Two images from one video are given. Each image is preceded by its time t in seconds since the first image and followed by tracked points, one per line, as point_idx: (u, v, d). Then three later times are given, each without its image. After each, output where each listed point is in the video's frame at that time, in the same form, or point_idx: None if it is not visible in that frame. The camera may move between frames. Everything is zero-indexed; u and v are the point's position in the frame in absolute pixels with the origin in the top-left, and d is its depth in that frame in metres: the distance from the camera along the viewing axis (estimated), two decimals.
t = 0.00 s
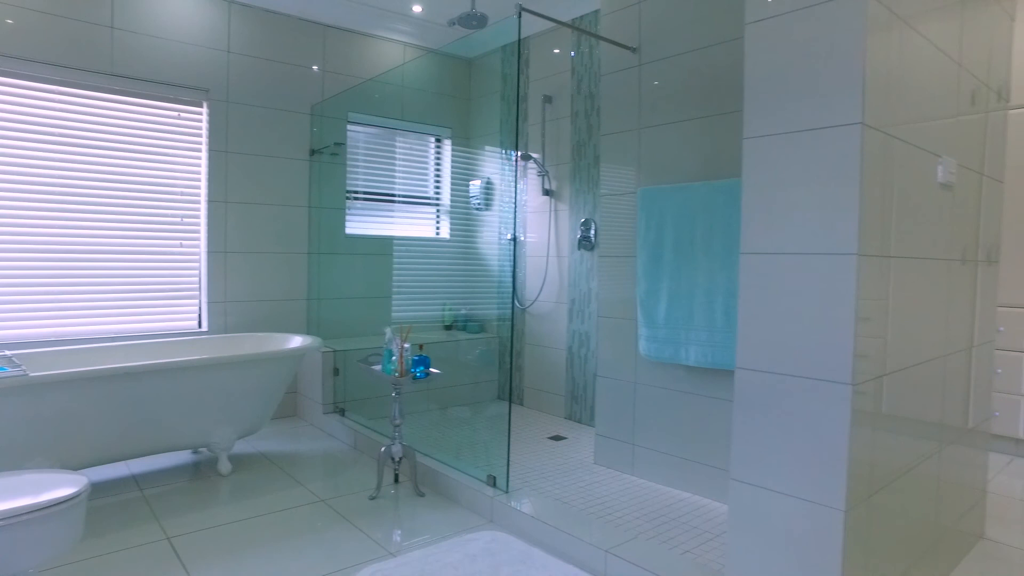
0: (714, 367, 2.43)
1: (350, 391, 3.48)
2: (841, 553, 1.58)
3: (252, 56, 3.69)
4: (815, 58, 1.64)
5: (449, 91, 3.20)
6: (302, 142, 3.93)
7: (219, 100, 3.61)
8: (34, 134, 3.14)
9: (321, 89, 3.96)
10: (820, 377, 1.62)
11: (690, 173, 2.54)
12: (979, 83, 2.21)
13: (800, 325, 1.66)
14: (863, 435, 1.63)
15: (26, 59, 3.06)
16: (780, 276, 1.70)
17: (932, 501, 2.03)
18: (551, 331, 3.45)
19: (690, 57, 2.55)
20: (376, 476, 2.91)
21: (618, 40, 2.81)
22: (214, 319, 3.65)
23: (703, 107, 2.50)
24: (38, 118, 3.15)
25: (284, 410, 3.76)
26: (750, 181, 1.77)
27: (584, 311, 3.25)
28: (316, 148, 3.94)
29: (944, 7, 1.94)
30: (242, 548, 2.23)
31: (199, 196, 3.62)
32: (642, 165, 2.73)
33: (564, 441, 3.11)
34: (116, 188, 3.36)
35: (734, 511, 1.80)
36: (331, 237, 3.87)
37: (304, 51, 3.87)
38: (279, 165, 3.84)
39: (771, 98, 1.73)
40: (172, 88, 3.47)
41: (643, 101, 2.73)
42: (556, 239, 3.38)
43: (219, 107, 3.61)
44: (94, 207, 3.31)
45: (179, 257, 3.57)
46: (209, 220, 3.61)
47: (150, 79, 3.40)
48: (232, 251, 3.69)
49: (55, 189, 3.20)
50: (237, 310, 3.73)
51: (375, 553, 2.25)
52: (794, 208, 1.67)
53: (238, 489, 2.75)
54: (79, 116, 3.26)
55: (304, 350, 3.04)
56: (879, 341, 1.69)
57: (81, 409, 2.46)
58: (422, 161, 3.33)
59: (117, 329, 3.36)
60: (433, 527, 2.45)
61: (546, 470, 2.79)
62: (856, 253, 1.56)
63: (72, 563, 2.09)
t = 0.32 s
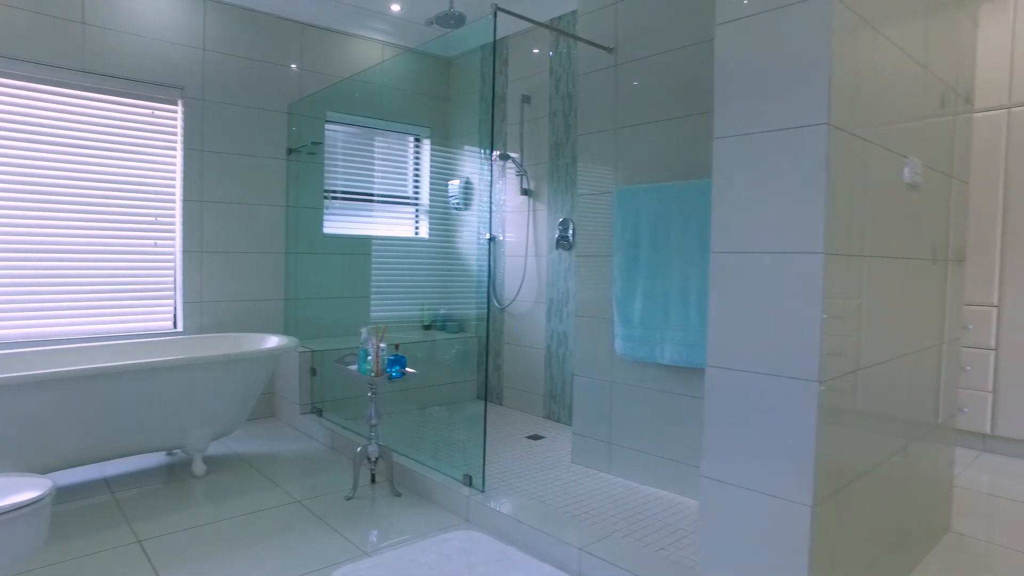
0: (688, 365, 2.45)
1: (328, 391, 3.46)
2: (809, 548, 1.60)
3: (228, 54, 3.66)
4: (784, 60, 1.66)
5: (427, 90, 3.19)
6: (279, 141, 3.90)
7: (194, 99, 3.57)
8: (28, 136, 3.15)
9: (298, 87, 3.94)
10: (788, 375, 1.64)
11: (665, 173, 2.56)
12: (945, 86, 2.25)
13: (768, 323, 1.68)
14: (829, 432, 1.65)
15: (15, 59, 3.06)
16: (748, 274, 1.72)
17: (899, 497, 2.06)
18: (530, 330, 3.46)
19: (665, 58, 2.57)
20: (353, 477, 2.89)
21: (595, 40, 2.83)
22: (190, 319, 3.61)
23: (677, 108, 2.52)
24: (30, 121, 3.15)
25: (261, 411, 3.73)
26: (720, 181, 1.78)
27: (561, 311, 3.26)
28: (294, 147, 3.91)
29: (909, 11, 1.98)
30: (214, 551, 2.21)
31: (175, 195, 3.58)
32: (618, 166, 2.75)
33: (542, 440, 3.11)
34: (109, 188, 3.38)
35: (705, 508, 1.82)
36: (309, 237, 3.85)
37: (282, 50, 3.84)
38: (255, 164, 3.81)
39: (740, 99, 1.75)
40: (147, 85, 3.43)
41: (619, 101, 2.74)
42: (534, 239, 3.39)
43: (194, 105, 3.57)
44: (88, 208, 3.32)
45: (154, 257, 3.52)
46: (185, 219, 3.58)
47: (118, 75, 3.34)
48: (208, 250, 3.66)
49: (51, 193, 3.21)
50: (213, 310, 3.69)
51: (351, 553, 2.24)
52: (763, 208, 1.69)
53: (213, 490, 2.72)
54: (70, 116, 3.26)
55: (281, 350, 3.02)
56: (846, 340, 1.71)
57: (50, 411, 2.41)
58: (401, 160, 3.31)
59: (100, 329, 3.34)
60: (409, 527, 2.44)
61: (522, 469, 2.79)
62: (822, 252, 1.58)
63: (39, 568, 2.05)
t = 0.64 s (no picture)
0: (663, 364, 2.46)
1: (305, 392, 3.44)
2: (776, 544, 1.62)
3: (204, 51, 3.62)
4: (751, 61, 1.68)
5: (406, 89, 3.19)
6: (256, 140, 3.87)
7: (168, 96, 3.53)
8: (21, 135, 3.15)
9: (276, 87, 3.91)
10: (756, 372, 1.66)
11: (640, 173, 2.58)
12: (912, 89, 2.29)
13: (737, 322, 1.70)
14: (797, 428, 1.67)
15: (7, 59, 3.05)
16: (718, 273, 1.74)
17: (866, 492, 2.10)
18: (508, 330, 3.46)
19: (640, 59, 2.59)
20: (329, 477, 2.88)
21: (571, 41, 2.84)
22: (164, 320, 3.57)
23: (652, 108, 2.54)
24: (22, 121, 3.15)
25: (236, 411, 3.69)
26: (690, 180, 1.80)
27: (539, 310, 3.27)
28: (270, 145, 3.88)
29: (874, 14, 2.01)
30: (186, 553, 2.18)
31: (148, 194, 3.54)
32: (594, 166, 2.76)
33: (520, 440, 3.12)
34: (100, 187, 3.38)
35: (677, 506, 1.83)
36: (286, 236, 3.82)
37: (258, 48, 3.82)
38: (231, 163, 3.78)
39: (708, 99, 1.77)
40: (120, 83, 3.38)
41: (594, 102, 2.76)
42: (512, 239, 3.39)
43: (168, 103, 3.53)
44: (80, 207, 3.33)
45: (128, 256, 3.47)
46: (159, 219, 3.53)
47: (91, 72, 3.29)
48: (183, 250, 3.62)
49: (44, 193, 3.22)
50: (188, 310, 3.65)
51: (324, 554, 2.23)
52: (731, 208, 1.71)
53: (187, 492, 2.69)
54: (61, 115, 3.26)
55: (257, 350, 3.00)
56: (812, 337, 1.74)
57: (17, 413, 2.37)
58: (379, 160, 3.30)
59: (84, 329, 3.32)
60: (384, 527, 2.44)
61: (499, 468, 2.80)
62: (789, 251, 1.60)
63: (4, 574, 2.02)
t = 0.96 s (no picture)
0: (636, 363, 2.48)
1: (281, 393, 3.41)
2: (743, 540, 1.64)
3: (177, 49, 3.58)
4: (719, 63, 1.70)
5: (383, 89, 3.18)
6: (231, 138, 3.84)
7: (139, 94, 3.48)
8: (10, 135, 3.14)
9: (251, 85, 3.88)
10: (725, 370, 1.68)
11: (615, 174, 2.59)
12: (879, 91, 2.32)
13: (706, 320, 1.71)
14: (764, 425, 1.69)
15: None
16: (686, 273, 1.75)
17: (834, 489, 2.13)
18: (486, 330, 3.46)
19: (614, 60, 2.61)
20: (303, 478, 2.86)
21: (547, 41, 2.85)
22: (137, 320, 3.52)
23: (625, 109, 2.56)
24: (12, 121, 3.14)
25: (211, 413, 3.65)
26: (659, 180, 1.82)
27: (516, 310, 3.28)
28: (246, 144, 3.85)
29: (840, 18, 2.04)
30: (156, 556, 2.16)
31: (119, 193, 3.49)
32: (569, 165, 2.77)
33: (498, 439, 3.12)
34: (87, 187, 3.38)
35: (647, 503, 1.84)
36: (262, 236, 3.79)
37: (234, 46, 3.78)
38: (205, 162, 3.73)
39: (677, 100, 1.78)
40: (91, 79, 3.33)
41: (570, 102, 2.77)
42: (490, 239, 3.39)
43: (140, 101, 3.48)
44: (67, 207, 3.33)
45: (100, 256, 3.42)
46: (130, 218, 3.48)
47: (61, 69, 3.23)
48: (156, 250, 3.57)
49: (32, 194, 3.21)
50: (162, 311, 3.60)
51: (297, 555, 2.21)
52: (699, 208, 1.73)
53: (158, 495, 2.66)
54: (51, 115, 3.26)
55: (231, 350, 2.97)
56: (780, 336, 1.76)
57: None
58: (357, 159, 3.29)
59: (53, 330, 3.26)
60: (359, 528, 2.43)
61: (476, 468, 2.80)
62: (756, 251, 1.62)
63: None
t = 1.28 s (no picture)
0: (611, 363, 2.50)
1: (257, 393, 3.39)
2: (712, 537, 1.66)
3: (152, 47, 3.54)
4: (688, 64, 1.71)
5: (361, 88, 3.18)
6: (207, 137, 3.80)
7: (111, 92, 3.43)
8: None
9: (228, 84, 3.85)
10: (693, 369, 1.69)
11: (591, 174, 2.61)
12: (849, 93, 2.35)
13: (676, 319, 1.73)
14: (733, 422, 1.71)
15: None
16: (656, 272, 1.77)
17: (804, 485, 2.16)
18: (465, 330, 3.46)
19: (589, 60, 2.62)
20: (278, 479, 2.84)
21: (524, 41, 2.85)
22: (110, 321, 3.48)
23: (600, 109, 2.57)
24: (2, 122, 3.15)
25: (186, 414, 3.62)
26: (630, 180, 1.83)
27: (495, 309, 3.28)
28: (222, 143, 3.81)
29: (809, 21, 2.07)
30: (125, 560, 2.13)
31: (92, 193, 3.44)
32: (545, 165, 2.78)
33: (476, 439, 3.13)
34: (78, 188, 3.39)
35: (618, 502, 1.86)
36: (239, 236, 3.76)
37: (210, 44, 3.75)
38: (180, 161, 3.70)
39: (646, 101, 1.80)
40: (61, 77, 3.27)
41: (546, 102, 2.78)
42: (468, 239, 3.39)
43: (112, 98, 3.44)
44: (55, 208, 3.32)
45: (71, 256, 3.37)
46: (103, 218, 3.44)
47: (31, 65, 3.17)
48: (130, 250, 3.53)
49: (24, 203, 3.22)
50: (136, 312, 3.56)
51: (270, 557, 2.20)
52: (669, 208, 1.75)
53: (131, 498, 2.63)
54: (38, 115, 3.26)
55: (207, 350, 2.95)
56: (749, 335, 1.78)
57: None
58: (335, 158, 3.28)
59: (23, 332, 3.21)
60: (334, 529, 2.42)
61: (453, 468, 2.80)
62: (723, 250, 1.64)
63: None
